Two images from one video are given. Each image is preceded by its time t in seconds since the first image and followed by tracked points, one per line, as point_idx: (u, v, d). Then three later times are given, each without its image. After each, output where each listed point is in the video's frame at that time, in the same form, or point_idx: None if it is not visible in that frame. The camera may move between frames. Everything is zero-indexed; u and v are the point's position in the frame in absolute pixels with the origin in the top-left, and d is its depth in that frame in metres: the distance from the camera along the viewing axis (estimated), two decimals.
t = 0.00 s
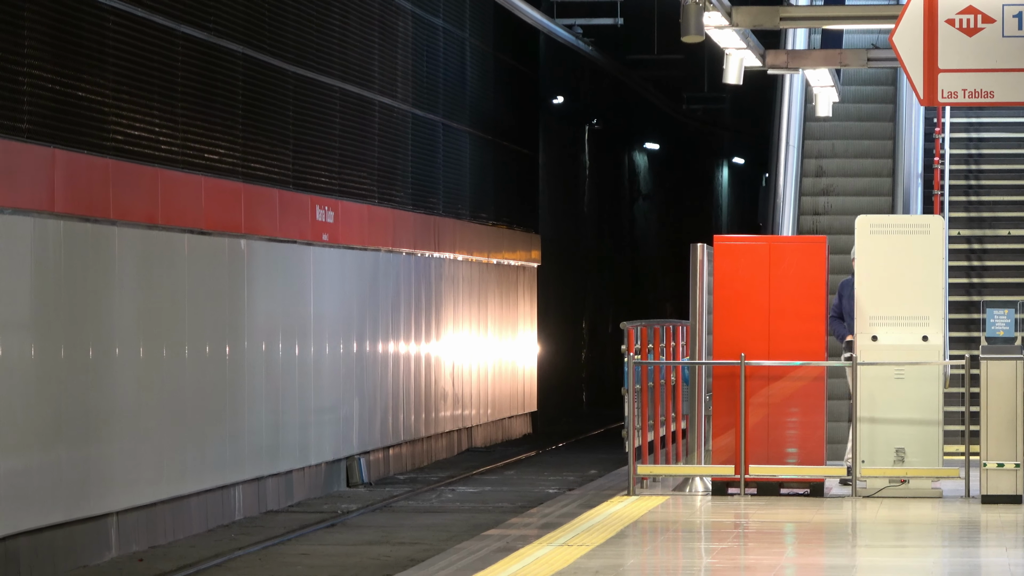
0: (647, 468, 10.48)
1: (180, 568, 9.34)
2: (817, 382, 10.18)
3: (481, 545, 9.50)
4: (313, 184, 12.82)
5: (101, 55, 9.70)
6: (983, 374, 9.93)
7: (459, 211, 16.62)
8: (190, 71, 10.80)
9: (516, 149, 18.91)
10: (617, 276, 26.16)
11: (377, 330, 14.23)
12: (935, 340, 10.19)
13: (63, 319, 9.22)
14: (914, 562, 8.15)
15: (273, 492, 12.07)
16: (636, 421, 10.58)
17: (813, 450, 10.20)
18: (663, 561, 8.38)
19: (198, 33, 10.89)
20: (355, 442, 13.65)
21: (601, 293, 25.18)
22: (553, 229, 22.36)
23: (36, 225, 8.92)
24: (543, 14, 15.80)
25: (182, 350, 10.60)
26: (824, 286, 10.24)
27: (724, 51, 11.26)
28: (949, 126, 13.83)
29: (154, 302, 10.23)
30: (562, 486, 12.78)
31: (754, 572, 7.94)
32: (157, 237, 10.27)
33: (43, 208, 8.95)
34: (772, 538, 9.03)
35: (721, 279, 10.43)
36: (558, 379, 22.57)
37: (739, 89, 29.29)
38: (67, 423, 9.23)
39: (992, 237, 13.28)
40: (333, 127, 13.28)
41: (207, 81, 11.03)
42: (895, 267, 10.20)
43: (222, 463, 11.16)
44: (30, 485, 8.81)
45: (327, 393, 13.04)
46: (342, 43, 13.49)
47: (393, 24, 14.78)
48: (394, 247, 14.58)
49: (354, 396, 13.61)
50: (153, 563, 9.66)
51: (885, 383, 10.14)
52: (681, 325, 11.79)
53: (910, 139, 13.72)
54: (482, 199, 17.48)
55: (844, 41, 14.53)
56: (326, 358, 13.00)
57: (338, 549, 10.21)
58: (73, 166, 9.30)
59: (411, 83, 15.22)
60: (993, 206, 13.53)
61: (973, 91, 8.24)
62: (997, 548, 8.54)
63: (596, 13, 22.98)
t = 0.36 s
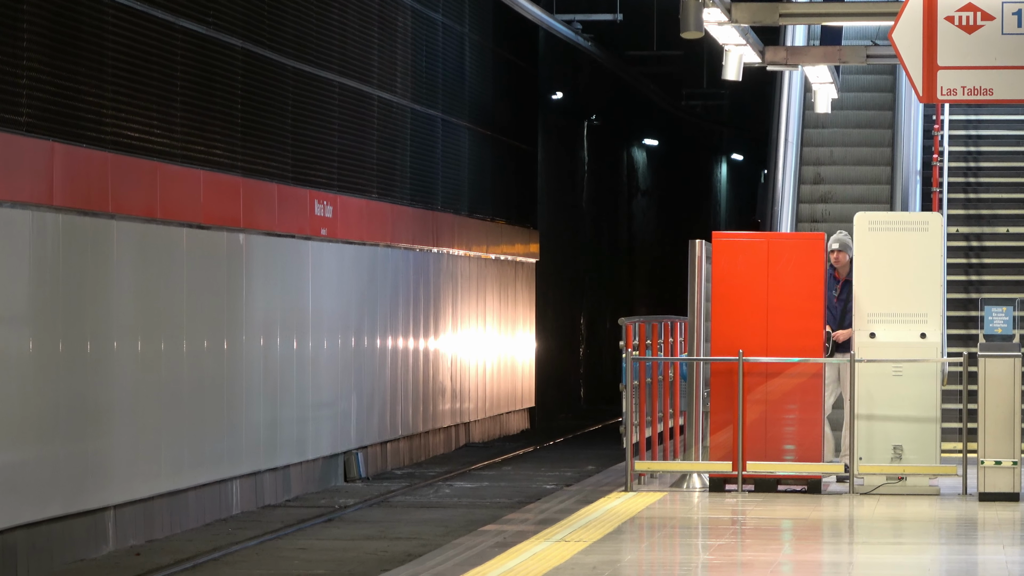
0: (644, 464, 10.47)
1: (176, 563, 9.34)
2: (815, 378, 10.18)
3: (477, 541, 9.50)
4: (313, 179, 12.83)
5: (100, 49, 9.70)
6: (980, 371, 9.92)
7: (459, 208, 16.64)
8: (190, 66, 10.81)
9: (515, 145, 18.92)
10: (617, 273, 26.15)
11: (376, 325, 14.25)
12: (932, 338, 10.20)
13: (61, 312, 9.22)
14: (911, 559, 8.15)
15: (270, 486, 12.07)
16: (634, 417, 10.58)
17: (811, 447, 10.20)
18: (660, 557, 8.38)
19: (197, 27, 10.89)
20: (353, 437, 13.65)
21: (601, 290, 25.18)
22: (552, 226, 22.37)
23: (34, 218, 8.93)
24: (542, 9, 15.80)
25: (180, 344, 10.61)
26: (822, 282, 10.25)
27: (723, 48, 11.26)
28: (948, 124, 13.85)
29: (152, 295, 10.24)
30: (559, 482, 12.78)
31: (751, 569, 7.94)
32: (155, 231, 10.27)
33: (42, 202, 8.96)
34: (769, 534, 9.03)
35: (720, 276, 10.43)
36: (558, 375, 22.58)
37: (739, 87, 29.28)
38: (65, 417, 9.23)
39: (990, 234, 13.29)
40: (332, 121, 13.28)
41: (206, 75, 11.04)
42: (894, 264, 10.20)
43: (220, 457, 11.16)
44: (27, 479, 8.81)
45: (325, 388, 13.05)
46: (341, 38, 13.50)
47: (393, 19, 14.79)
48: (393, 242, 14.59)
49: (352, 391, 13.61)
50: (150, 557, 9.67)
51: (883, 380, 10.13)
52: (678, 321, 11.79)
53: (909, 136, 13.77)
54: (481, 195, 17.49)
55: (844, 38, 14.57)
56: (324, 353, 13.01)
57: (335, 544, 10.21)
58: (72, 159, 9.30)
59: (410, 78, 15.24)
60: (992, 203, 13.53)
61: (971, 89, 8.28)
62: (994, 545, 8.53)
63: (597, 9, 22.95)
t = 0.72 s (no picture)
0: (647, 460, 10.48)
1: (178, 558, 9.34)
2: (817, 374, 10.17)
3: (479, 536, 9.50)
4: (315, 174, 12.83)
5: (103, 43, 9.70)
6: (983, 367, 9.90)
7: (461, 203, 16.60)
8: (193, 60, 10.80)
9: (518, 140, 18.92)
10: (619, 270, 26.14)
11: (378, 320, 14.24)
12: (935, 333, 10.20)
13: (63, 306, 9.22)
14: (913, 555, 8.15)
15: (272, 482, 12.07)
16: (637, 414, 10.57)
17: (813, 442, 10.22)
18: (661, 552, 8.38)
19: (200, 21, 10.88)
20: (355, 432, 13.65)
21: (603, 287, 25.18)
22: (556, 220, 22.37)
23: (37, 212, 8.93)
24: (545, 3, 15.78)
25: (182, 339, 10.61)
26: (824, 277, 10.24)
27: (726, 44, 11.27)
28: (950, 119, 13.81)
29: (154, 289, 10.23)
30: (562, 477, 12.79)
31: (753, 565, 7.94)
32: (157, 225, 10.26)
33: (44, 196, 8.96)
34: (771, 530, 9.03)
35: (722, 271, 10.43)
36: (561, 372, 22.58)
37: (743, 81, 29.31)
38: (67, 411, 9.24)
39: (993, 230, 13.29)
40: (335, 116, 13.28)
41: (208, 69, 11.03)
42: (897, 260, 10.20)
43: (221, 451, 11.15)
44: (29, 473, 8.81)
45: (328, 383, 13.04)
46: (344, 33, 13.49)
47: (395, 14, 14.77)
48: (395, 238, 14.58)
49: (354, 386, 13.61)
50: (153, 552, 9.67)
51: (886, 376, 10.13)
52: (680, 317, 11.79)
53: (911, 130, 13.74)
54: (484, 191, 17.48)
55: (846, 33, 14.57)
56: (326, 348, 13.00)
57: (337, 539, 10.22)
58: (74, 153, 9.30)
59: (413, 73, 15.24)
60: (994, 198, 13.53)
61: (974, 85, 8.28)
62: (996, 541, 8.53)
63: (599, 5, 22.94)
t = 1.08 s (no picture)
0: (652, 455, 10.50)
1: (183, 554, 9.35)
2: (823, 369, 10.17)
3: (485, 531, 9.51)
4: (321, 169, 12.83)
5: (108, 39, 9.70)
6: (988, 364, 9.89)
7: (466, 198, 16.59)
8: (198, 54, 10.80)
9: (523, 136, 18.92)
10: (623, 267, 26.15)
11: (384, 315, 14.24)
12: (941, 329, 10.20)
13: (69, 301, 9.23)
14: (918, 551, 8.14)
15: (278, 476, 12.07)
16: (642, 408, 10.58)
17: (819, 438, 10.19)
18: (666, 547, 8.38)
19: (205, 16, 10.88)
20: (361, 427, 13.66)
21: (607, 285, 25.18)
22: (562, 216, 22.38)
23: (41, 207, 8.92)
24: None
25: (187, 335, 10.61)
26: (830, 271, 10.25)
27: (732, 39, 11.27)
28: (955, 115, 13.67)
29: (159, 284, 10.23)
30: (567, 472, 12.80)
31: (759, 560, 7.93)
32: (162, 220, 10.26)
33: (50, 190, 8.96)
34: (776, 525, 9.04)
35: (727, 266, 10.43)
36: (566, 368, 22.59)
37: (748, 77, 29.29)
38: (72, 406, 9.24)
39: (998, 225, 13.29)
40: (340, 111, 13.28)
41: (214, 64, 11.03)
42: (902, 255, 10.19)
43: (226, 446, 11.15)
44: (34, 467, 8.81)
45: (333, 377, 13.04)
46: (349, 28, 13.49)
47: (401, 10, 14.77)
48: (401, 233, 14.59)
49: (359, 381, 13.61)
50: (158, 546, 9.68)
51: (891, 371, 10.13)
52: (687, 312, 11.77)
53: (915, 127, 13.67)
54: (489, 187, 17.47)
55: (853, 28, 14.53)
56: (331, 342, 13.00)
57: (343, 534, 10.22)
58: (80, 149, 9.30)
59: (418, 68, 15.24)
60: (1000, 194, 13.54)
61: (980, 79, 8.50)
62: (1002, 537, 8.54)
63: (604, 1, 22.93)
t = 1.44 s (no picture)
0: (659, 449, 10.51)
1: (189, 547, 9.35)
2: (830, 363, 10.17)
3: (491, 524, 9.51)
4: (327, 162, 12.84)
5: (115, 31, 9.70)
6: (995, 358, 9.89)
7: (473, 192, 16.59)
8: (205, 46, 10.80)
9: (530, 131, 18.92)
10: (627, 264, 26.15)
11: (391, 309, 14.24)
12: (947, 323, 10.20)
13: (75, 294, 9.22)
14: (925, 544, 8.14)
15: (284, 469, 12.07)
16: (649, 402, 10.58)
17: (825, 432, 10.19)
18: (673, 541, 8.38)
19: (211, 9, 10.88)
20: (367, 420, 13.66)
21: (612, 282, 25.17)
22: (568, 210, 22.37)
23: (48, 200, 8.93)
24: None
25: (194, 328, 10.61)
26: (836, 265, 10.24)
27: (739, 32, 11.28)
28: (963, 111, 13.85)
29: (165, 277, 10.23)
30: (574, 466, 12.80)
31: (765, 554, 7.93)
32: (170, 213, 10.27)
33: (56, 182, 8.96)
34: (783, 519, 9.03)
35: (734, 260, 10.43)
36: (573, 364, 22.58)
37: (754, 72, 29.31)
38: (79, 398, 9.24)
39: (1005, 219, 13.31)
40: (348, 105, 13.29)
41: (221, 57, 11.03)
42: (908, 250, 10.20)
43: (232, 439, 11.15)
44: (40, 460, 8.81)
45: (340, 370, 13.05)
46: (357, 22, 13.50)
47: (408, 3, 14.77)
48: (407, 226, 14.59)
49: (366, 374, 13.62)
50: (164, 539, 9.68)
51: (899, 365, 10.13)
52: (693, 307, 11.79)
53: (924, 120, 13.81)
54: (495, 182, 17.46)
55: (860, 24, 14.51)
56: (338, 336, 13.00)
57: (349, 527, 10.22)
58: (87, 141, 9.30)
59: (425, 62, 15.24)
60: (1007, 188, 13.54)
61: (988, 74, 8.34)
62: (1009, 531, 8.53)
63: None
